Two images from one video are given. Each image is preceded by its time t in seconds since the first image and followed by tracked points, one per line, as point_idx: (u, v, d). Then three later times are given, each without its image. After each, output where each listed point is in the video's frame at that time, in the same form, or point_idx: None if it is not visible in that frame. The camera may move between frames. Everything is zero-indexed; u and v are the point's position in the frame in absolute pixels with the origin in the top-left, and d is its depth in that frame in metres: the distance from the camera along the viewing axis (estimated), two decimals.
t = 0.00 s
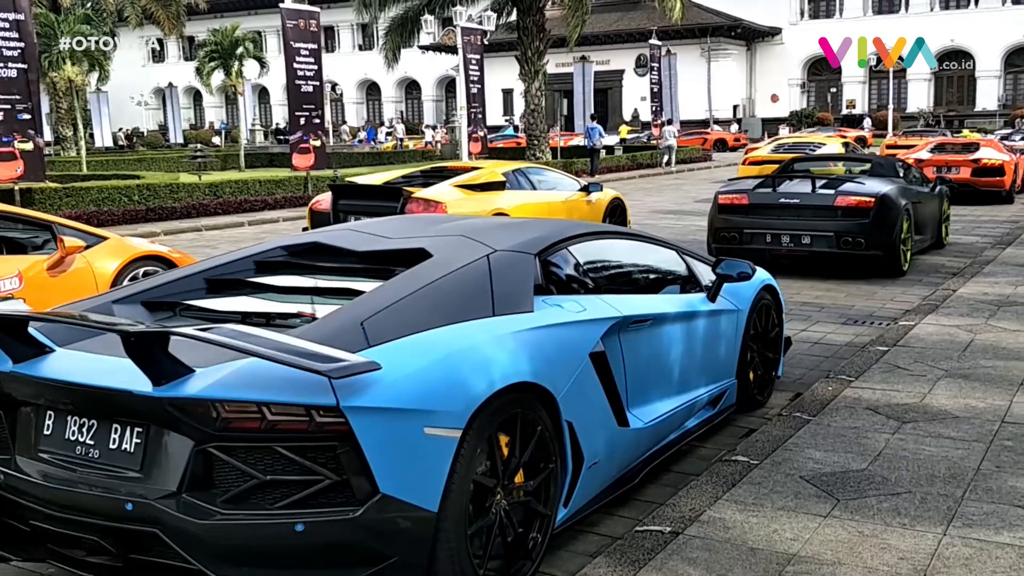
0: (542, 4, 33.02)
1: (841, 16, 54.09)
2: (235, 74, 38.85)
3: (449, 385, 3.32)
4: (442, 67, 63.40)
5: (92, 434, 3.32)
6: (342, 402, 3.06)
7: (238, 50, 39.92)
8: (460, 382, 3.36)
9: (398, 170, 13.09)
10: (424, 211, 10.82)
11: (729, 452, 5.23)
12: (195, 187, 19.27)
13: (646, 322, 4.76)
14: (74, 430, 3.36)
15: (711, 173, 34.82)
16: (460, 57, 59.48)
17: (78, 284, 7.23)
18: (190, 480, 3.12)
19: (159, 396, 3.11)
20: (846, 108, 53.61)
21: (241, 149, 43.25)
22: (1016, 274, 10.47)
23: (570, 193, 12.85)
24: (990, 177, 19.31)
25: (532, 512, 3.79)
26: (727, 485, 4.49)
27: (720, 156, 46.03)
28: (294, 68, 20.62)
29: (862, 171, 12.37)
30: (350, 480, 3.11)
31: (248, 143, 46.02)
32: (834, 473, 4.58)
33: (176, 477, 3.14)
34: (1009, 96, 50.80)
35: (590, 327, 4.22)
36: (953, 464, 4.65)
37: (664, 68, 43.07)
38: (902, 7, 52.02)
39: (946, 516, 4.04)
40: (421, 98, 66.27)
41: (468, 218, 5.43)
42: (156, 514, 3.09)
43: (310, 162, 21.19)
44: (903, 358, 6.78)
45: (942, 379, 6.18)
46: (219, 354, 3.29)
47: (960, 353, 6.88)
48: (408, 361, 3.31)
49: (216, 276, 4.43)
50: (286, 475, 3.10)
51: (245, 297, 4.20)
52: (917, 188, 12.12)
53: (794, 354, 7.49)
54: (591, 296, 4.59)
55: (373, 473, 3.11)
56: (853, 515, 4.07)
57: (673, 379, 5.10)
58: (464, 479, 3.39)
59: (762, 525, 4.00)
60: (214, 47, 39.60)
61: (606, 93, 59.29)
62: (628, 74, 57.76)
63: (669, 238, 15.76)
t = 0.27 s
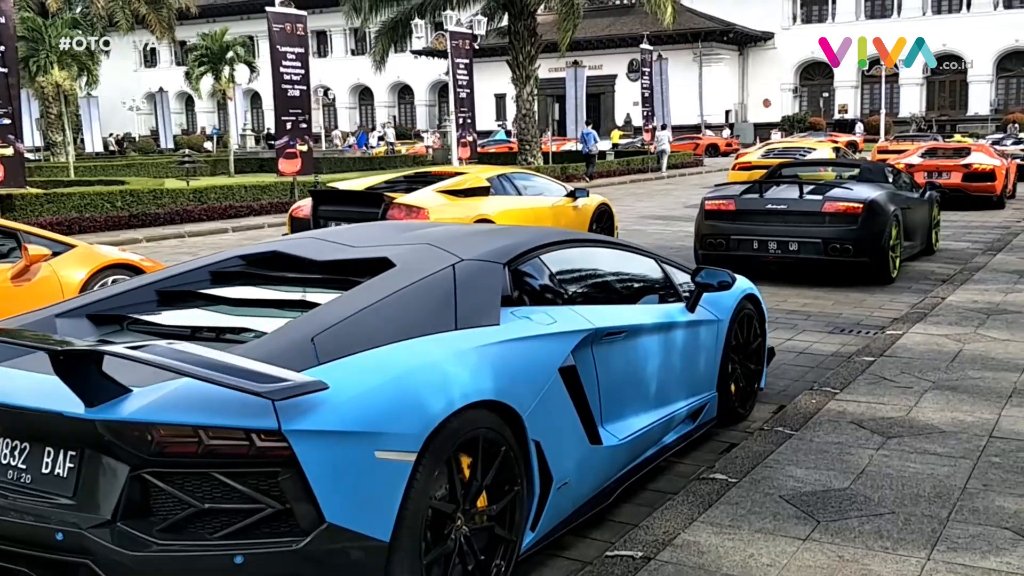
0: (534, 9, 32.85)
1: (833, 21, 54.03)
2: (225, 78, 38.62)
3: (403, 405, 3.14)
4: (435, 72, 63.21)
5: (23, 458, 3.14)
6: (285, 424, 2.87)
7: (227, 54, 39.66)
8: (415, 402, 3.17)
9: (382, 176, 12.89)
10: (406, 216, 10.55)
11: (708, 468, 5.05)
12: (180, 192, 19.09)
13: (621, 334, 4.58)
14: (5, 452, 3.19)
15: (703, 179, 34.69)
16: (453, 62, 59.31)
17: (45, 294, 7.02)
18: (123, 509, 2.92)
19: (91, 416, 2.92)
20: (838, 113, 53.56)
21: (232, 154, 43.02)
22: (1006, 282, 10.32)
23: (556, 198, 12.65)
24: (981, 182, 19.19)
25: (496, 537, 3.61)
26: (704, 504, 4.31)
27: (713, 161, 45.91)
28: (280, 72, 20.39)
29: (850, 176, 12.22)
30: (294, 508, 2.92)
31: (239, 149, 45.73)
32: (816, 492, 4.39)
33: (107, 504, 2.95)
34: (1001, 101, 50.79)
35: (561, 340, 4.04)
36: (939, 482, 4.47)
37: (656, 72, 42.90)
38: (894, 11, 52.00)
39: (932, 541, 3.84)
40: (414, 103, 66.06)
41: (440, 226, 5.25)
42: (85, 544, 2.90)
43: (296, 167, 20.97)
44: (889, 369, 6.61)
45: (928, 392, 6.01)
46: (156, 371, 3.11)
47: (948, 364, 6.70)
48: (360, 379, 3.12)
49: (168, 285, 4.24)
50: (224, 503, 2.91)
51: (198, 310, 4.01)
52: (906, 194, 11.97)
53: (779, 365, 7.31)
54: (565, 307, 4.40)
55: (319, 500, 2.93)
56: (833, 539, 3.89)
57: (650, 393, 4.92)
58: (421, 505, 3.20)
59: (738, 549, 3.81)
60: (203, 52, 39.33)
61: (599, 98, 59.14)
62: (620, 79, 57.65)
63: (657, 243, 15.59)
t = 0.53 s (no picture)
0: (525, 14, 32.68)
1: (825, 26, 54.00)
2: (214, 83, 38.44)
3: (355, 429, 2.99)
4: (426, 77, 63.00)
5: None
6: (226, 452, 2.74)
7: (217, 59, 39.46)
8: (367, 426, 3.02)
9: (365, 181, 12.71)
10: (386, 222, 10.43)
11: (687, 486, 4.89)
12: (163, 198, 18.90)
13: (595, 349, 4.41)
14: None
15: (694, 184, 34.55)
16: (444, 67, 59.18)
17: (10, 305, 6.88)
18: (58, 539, 2.79)
19: (23, 444, 2.78)
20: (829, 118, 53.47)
21: (221, 160, 42.82)
22: (994, 289, 10.19)
23: (541, 204, 12.47)
24: (971, 188, 19.09)
25: (458, 565, 3.45)
26: (679, 526, 4.15)
27: (703, 166, 45.81)
28: (266, 77, 20.21)
29: (838, 182, 12.09)
30: (235, 540, 2.79)
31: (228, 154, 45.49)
32: (796, 513, 4.24)
33: (43, 536, 2.83)
34: (992, 105, 50.73)
35: (531, 356, 3.87)
36: (923, 502, 4.32)
37: (647, 77, 42.77)
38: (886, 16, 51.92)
39: (915, 566, 3.69)
40: (405, 108, 65.85)
41: (413, 234, 5.09)
42: None
43: (281, 172, 20.82)
44: (874, 380, 6.47)
45: (914, 405, 5.86)
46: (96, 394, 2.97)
47: (934, 375, 6.56)
48: (309, 403, 2.97)
49: (122, 300, 4.11)
50: (163, 534, 2.78)
51: (152, 327, 3.87)
52: (894, 200, 11.84)
53: (762, 375, 7.16)
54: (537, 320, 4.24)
55: (262, 532, 2.79)
56: (812, 563, 3.73)
57: (627, 408, 4.74)
58: (374, 533, 3.05)
59: None
60: (192, 57, 39.10)
61: (591, 103, 59.00)
62: (612, 84, 57.53)
63: (644, 249, 15.45)
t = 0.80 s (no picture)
0: (514, 19, 32.54)
1: (815, 30, 53.99)
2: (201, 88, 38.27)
3: (303, 452, 2.83)
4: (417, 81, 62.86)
5: None
6: (163, 480, 2.59)
7: (205, 64, 39.27)
8: (317, 450, 2.86)
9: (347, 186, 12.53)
10: (366, 229, 10.23)
11: (663, 503, 4.74)
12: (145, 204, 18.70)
13: (569, 362, 4.24)
14: None
15: (684, 189, 34.43)
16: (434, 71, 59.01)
17: None
18: None
19: None
20: (820, 122, 53.44)
21: (209, 165, 42.62)
22: (982, 296, 10.07)
23: (526, 210, 12.30)
24: (961, 192, 18.99)
25: None
26: (653, 547, 4.00)
27: (693, 171, 45.75)
28: (250, 82, 20.03)
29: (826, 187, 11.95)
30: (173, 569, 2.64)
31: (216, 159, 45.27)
32: (774, 532, 4.09)
33: None
34: (982, 110, 50.73)
35: (500, 372, 3.69)
36: (905, 520, 4.18)
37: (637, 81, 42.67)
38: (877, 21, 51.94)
39: None
40: (395, 112, 65.67)
41: (387, 242, 4.93)
42: None
43: (266, 178, 20.66)
44: (859, 391, 6.33)
45: (899, 417, 5.72)
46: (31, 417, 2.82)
47: (920, 386, 6.41)
48: (255, 425, 2.81)
49: (75, 313, 3.95)
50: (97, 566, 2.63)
51: (103, 343, 3.71)
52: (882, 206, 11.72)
53: (746, 387, 7.00)
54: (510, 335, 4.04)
55: (203, 561, 2.64)
56: None
57: (602, 422, 4.58)
58: (326, 561, 2.90)
59: None
60: (179, 62, 38.90)
61: (581, 108, 58.91)
62: (603, 88, 57.47)
63: (631, 254, 15.31)
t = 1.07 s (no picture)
0: (503, 22, 32.39)
1: (805, 33, 54.01)
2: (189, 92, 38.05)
3: (238, 477, 2.64)
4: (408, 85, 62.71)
5: None
6: (81, 507, 2.41)
7: (193, 68, 39.04)
8: (255, 473, 2.67)
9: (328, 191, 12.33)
10: (345, 234, 10.02)
11: (636, 520, 4.56)
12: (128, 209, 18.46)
13: (536, 374, 4.05)
14: None
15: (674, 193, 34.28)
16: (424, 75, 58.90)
17: None
18: None
19: None
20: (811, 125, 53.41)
21: (198, 169, 42.41)
22: (970, 301, 9.93)
23: (508, 214, 12.13)
24: (950, 196, 18.86)
25: None
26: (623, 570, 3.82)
27: (684, 174, 45.63)
28: (234, 86, 19.83)
29: (812, 191, 11.79)
30: None
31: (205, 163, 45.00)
32: (750, 552, 3.92)
33: None
34: (973, 112, 50.75)
35: (462, 384, 3.50)
36: (886, 539, 4.01)
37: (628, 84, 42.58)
38: (867, 24, 51.95)
39: None
40: (386, 116, 65.47)
41: (354, 248, 4.74)
42: None
43: (250, 182, 20.45)
44: (843, 401, 6.16)
45: (883, 428, 5.56)
46: None
47: (905, 396, 6.24)
48: (186, 446, 2.62)
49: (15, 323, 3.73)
50: None
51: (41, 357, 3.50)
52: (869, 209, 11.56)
53: (728, 397, 6.83)
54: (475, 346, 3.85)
55: None
56: None
57: (573, 437, 4.39)
58: None
59: None
60: (166, 65, 38.65)
61: (572, 111, 58.80)
62: (594, 92, 57.38)
63: (618, 259, 15.14)
